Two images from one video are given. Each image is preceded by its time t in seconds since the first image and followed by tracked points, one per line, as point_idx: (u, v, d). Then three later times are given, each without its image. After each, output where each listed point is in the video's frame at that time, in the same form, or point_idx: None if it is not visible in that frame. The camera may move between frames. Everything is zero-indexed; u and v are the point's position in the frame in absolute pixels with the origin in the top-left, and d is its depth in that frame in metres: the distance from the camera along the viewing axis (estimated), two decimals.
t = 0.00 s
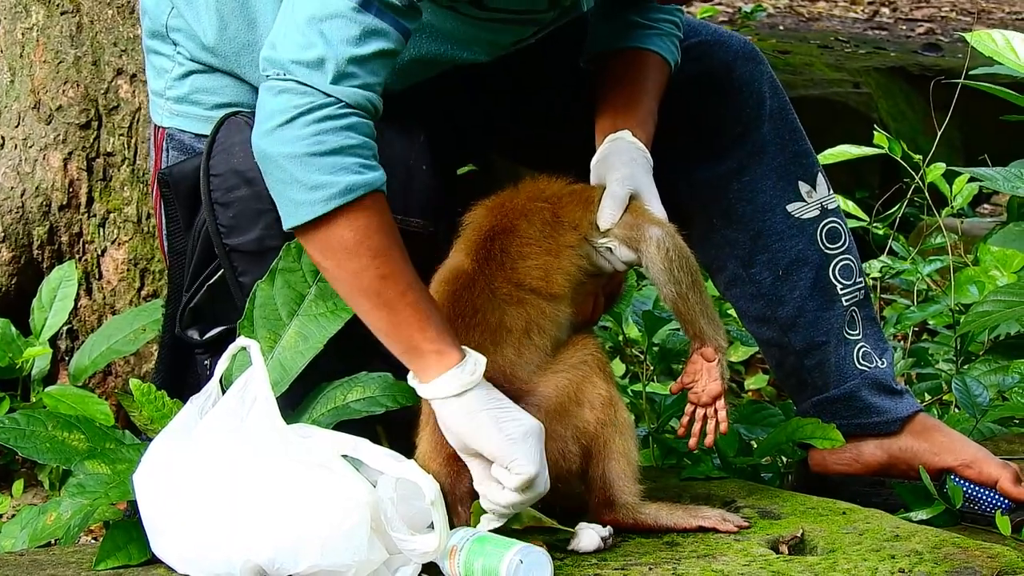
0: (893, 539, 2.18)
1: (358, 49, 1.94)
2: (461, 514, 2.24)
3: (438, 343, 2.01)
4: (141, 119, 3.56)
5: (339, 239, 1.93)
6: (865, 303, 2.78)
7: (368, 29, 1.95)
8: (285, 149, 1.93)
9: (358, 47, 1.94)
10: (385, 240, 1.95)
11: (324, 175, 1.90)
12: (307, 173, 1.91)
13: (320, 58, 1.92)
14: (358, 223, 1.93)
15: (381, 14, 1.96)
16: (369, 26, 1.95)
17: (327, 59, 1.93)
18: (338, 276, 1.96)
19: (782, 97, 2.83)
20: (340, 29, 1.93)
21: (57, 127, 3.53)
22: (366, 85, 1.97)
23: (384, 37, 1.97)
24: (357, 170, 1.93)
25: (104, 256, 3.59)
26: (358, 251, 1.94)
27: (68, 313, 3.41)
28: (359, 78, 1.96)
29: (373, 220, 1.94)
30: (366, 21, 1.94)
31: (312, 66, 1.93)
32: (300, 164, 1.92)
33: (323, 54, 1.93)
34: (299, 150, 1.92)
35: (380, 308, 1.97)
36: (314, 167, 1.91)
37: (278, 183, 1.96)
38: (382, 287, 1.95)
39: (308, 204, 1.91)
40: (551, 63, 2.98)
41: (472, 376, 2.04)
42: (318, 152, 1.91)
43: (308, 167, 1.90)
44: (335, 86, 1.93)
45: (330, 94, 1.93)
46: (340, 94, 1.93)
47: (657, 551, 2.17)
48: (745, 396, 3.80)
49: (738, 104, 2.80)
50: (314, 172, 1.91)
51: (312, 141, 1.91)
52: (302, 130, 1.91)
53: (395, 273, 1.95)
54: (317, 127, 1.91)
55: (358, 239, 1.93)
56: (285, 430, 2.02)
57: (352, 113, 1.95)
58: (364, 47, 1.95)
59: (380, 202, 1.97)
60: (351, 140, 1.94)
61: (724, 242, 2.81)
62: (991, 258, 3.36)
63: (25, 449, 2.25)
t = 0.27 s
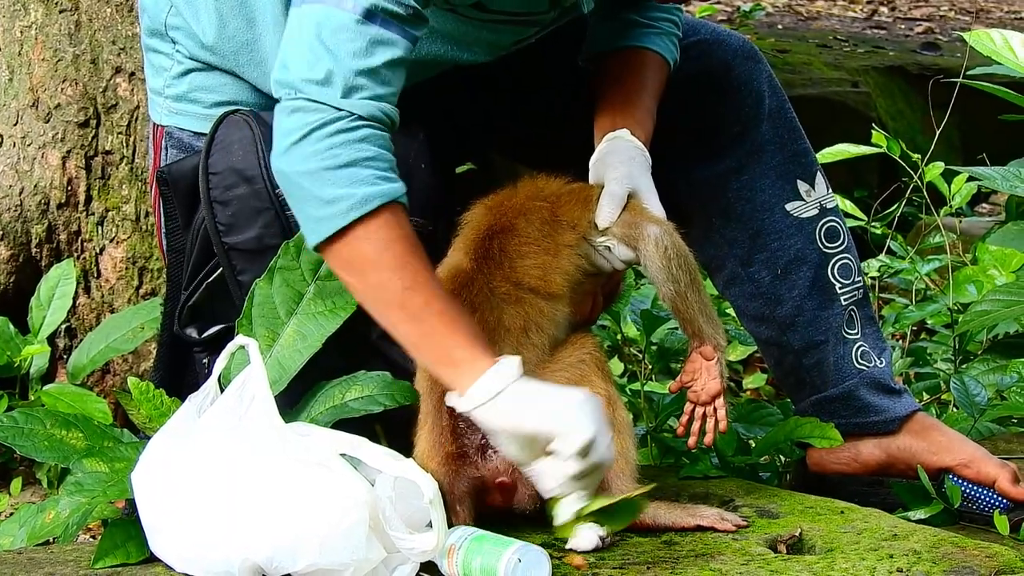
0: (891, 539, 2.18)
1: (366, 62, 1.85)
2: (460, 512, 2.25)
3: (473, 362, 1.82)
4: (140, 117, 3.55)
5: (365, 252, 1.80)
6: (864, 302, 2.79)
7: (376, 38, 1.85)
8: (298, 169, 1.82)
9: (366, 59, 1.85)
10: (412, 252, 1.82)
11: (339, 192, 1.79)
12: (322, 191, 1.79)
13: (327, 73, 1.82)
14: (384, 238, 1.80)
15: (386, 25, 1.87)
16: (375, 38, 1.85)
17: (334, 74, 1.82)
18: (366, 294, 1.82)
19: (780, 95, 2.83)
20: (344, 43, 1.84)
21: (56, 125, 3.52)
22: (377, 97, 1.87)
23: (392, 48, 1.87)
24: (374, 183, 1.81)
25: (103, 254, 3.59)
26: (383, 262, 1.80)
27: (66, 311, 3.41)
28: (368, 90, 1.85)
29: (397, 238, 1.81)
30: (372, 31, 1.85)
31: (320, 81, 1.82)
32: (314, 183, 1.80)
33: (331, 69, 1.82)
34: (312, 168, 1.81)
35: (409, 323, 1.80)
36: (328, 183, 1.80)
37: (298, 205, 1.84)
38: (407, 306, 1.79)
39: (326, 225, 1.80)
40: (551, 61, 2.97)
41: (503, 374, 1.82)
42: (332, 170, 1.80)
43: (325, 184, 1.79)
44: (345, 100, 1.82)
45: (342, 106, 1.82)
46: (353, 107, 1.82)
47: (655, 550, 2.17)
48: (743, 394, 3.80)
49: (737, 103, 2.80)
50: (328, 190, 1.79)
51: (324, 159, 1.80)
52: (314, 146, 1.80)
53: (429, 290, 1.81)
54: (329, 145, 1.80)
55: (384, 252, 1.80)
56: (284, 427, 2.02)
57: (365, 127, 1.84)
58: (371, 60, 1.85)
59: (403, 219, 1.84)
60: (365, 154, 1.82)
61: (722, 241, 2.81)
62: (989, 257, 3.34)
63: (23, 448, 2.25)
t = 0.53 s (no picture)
0: (891, 540, 2.18)
1: (371, 45, 1.92)
2: (461, 513, 2.26)
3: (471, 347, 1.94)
4: (141, 117, 3.55)
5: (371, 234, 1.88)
6: (865, 303, 2.79)
7: (380, 25, 1.93)
8: (301, 145, 1.89)
9: (373, 43, 1.93)
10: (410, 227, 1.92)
11: (342, 169, 1.87)
12: (323, 168, 1.87)
13: (333, 55, 1.90)
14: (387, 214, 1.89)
15: (393, 11, 1.95)
16: (383, 22, 1.93)
17: (340, 55, 1.90)
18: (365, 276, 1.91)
19: (782, 96, 2.84)
20: (355, 26, 1.92)
21: (57, 124, 3.52)
22: (379, 79, 1.95)
23: (396, 35, 1.95)
24: (375, 162, 1.89)
25: (103, 253, 3.59)
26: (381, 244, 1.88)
27: (66, 310, 3.41)
28: (372, 73, 1.93)
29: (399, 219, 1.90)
30: (378, 17, 1.93)
31: (326, 61, 1.91)
32: (317, 158, 1.88)
33: (336, 50, 1.91)
34: (315, 145, 1.88)
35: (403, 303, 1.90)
36: (328, 162, 1.88)
37: (295, 180, 1.92)
38: (408, 278, 1.89)
39: (328, 196, 1.86)
40: (553, 61, 2.97)
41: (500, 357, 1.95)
42: (334, 146, 1.88)
43: (325, 161, 1.87)
44: (348, 81, 1.90)
45: (343, 89, 1.90)
46: (354, 89, 1.90)
47: (656, 550, 2.18)
48: (743, 395, 3.80)
49: (739, 102, 2.80)
50: (331, 167, 1.87)
51: (327, 136, 1.88)
52: (314, 126, 1.88)
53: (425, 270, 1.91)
54: (331, 122, 1.88)
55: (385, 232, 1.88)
56: (285, 427, 2.02)
57: (365, 107, 1.91)
58: (376, 44, 1.93)
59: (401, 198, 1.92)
60: (366, 133, 1.90)
61: (723, 242, 2.81)
62: (990, 258, 3.34)
63: (24, 446, 2.24)
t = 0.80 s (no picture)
0: (891, 541, 2.18)
1: (401, 66, 1.94)
2: (462, 514, 2.25)
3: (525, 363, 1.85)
4: (142, 116, 3.56)
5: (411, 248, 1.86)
6: (865, 304, 2.78)
7: (404, 44, 1.95)
8: (344, 174, 1.90)
9: (401, 64, 1.94)
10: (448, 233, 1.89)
11: (385, 191, 1.87)
12: (366, 192, 1.87)
13: (366, 78, 1.92)
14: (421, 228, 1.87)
15: (415, 30, 1.98)
16: (406, 41, 1.96)
17: (372, 79, 1.92)
18: (413, 299, 1.87)
19: (782, 97, 2.84)
20: (382, 47, 1.93)
21: (58, 124, 3.52)
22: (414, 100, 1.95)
23: (421, 53, 1.97)
24: (421, 181, 1.88)
25: (104, 253, 3.59)
26: (424, 262, 1.86)
27: (67, 310, 3.41)
28: (407, 94, 1.94)
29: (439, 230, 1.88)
30: (400, 36, 1.95)
31: (360, 84, 1.92)
32: (359, 184, 1.88)
33: (366, 74, 1.92)
34: (357, 172, 1.89)
35: (457, 326, 1.84)
36: (374, 185, 1.87)
37: (344, 211, 1.92)
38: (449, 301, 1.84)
39: (377, 220, 1.86)
40: (554, 66, 3.01)
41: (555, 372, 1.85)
42: (377, 169, 1.88)
43: (369, 186, 1.87)
44: (385, 104, 1.91)
45: (380, 111, 1.90)
46: (390, 110, 1.90)
47: (656, 552, 2.17)
48: (743, 396, 3.80)
49: (739, 104, 2.80)
50: (375, 190, 1.87)
51: (369, 161, 1.88)
52: (358, 152, 1.89)
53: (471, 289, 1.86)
54: (371, 146, 1.88)
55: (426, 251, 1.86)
56: (286, 428, 2.02)
57: (405, 128, 1.92)
58: (405, 64, 1.95)
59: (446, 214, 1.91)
60: (409, 152, 1.90)
61: (724, 243, 2.81)
62: (990, 260, 3.37)
63: (24, 446, 2.24)
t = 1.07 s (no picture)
0: (893, 542, 2.18)
1: (391, 50, 1.96)
2: (462, 516, 2.25)
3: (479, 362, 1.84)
4: (144, 116, 3.56)
5: (376, 232, 1.87)
6: (868, 305, 2.78)
7: (397, 29, 1.97)
8: (324, 153, 1.91)
9: (391, 48, 1.97)
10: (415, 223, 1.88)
11: (362, 173, 1.87)
12: (343, 173, 1.88)
13: (356, 60, 1.94)
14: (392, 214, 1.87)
15: (409, 15, 2.00)
16: (398, 26, 1.98)
17: (362, 61, 1.94)
18: (375, 284, 1.88)
19: (786, 97, 2.82)
20: (372, 29, 1.96)
21: (60, 123, 3.53)
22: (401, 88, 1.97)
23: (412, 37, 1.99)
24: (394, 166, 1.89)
25: (106, 253, 3.59)
26: (392, 250, 1.86)
27: (69, 310, 3.41)
28: (394, 79, 1.95)
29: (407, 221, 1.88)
30: (394, 20, 1.98)
31: (348, 66, 1.93)
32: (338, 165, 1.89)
33: (355, 56, 1.94)
34: (336, 153, 1.90)
35: (420, 317, 1.84)
36: (350, 167, 1.88)
37: (319, 191, 1.92)
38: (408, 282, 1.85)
39: (346, 203, 1.87)
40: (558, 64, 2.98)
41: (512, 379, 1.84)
42: (357, 150, 1.89)
43: (347, 168, 1.88)
44: (372, 87, 1.92)
45: (366, 94, 1.91)
46: (376, 94, 1.92)
47: (657, 552, 2.17)
48: (745, 397, 3.80)
49: (742, 105, 2.80)
50: (351, 172, 1.88)
51: (350, 142, 1.89)
52: (339, 132, 1.90)
53: (436, 279, 1.86)
54: (353, 126, 1.89)
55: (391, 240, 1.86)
56: (287, 428, 2.02)
57: (388, 113, 1.92)
58: (395, 47, 1.97)
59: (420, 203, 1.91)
60: (389, 137, 1.90)
61: (726, 244, 2.81)
62: (992, 262, 3.40)
63: (26, 446, 2.25)
